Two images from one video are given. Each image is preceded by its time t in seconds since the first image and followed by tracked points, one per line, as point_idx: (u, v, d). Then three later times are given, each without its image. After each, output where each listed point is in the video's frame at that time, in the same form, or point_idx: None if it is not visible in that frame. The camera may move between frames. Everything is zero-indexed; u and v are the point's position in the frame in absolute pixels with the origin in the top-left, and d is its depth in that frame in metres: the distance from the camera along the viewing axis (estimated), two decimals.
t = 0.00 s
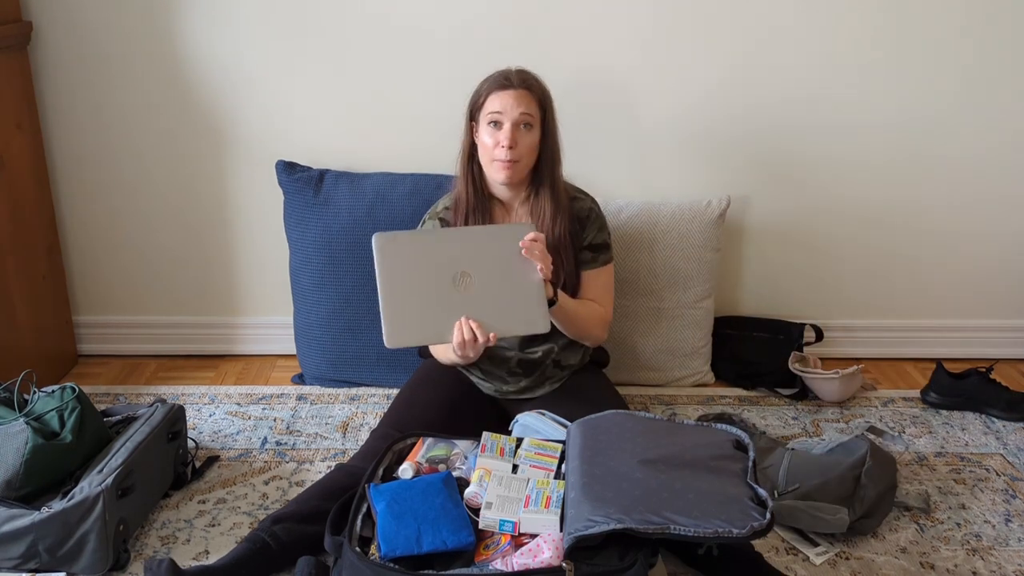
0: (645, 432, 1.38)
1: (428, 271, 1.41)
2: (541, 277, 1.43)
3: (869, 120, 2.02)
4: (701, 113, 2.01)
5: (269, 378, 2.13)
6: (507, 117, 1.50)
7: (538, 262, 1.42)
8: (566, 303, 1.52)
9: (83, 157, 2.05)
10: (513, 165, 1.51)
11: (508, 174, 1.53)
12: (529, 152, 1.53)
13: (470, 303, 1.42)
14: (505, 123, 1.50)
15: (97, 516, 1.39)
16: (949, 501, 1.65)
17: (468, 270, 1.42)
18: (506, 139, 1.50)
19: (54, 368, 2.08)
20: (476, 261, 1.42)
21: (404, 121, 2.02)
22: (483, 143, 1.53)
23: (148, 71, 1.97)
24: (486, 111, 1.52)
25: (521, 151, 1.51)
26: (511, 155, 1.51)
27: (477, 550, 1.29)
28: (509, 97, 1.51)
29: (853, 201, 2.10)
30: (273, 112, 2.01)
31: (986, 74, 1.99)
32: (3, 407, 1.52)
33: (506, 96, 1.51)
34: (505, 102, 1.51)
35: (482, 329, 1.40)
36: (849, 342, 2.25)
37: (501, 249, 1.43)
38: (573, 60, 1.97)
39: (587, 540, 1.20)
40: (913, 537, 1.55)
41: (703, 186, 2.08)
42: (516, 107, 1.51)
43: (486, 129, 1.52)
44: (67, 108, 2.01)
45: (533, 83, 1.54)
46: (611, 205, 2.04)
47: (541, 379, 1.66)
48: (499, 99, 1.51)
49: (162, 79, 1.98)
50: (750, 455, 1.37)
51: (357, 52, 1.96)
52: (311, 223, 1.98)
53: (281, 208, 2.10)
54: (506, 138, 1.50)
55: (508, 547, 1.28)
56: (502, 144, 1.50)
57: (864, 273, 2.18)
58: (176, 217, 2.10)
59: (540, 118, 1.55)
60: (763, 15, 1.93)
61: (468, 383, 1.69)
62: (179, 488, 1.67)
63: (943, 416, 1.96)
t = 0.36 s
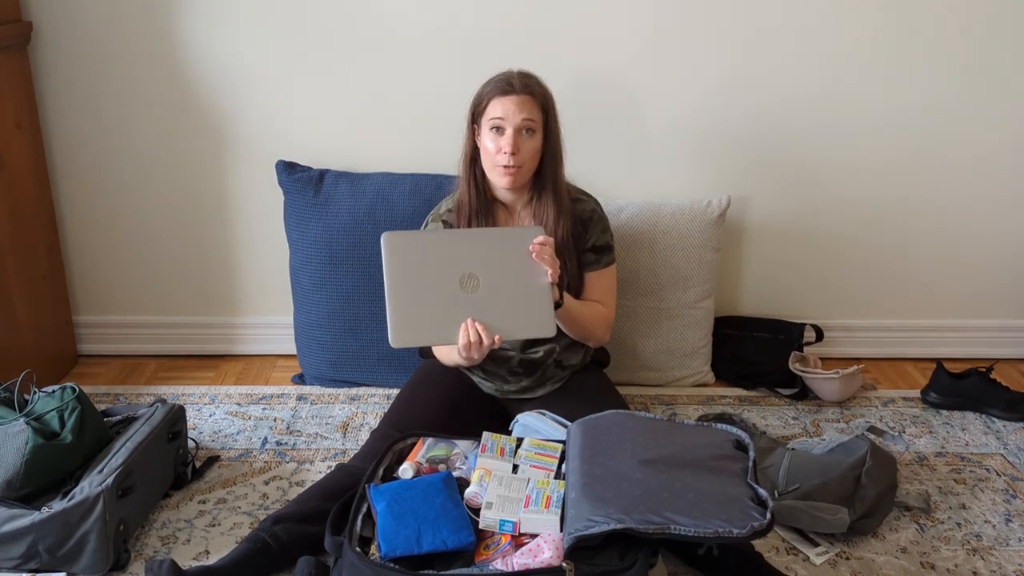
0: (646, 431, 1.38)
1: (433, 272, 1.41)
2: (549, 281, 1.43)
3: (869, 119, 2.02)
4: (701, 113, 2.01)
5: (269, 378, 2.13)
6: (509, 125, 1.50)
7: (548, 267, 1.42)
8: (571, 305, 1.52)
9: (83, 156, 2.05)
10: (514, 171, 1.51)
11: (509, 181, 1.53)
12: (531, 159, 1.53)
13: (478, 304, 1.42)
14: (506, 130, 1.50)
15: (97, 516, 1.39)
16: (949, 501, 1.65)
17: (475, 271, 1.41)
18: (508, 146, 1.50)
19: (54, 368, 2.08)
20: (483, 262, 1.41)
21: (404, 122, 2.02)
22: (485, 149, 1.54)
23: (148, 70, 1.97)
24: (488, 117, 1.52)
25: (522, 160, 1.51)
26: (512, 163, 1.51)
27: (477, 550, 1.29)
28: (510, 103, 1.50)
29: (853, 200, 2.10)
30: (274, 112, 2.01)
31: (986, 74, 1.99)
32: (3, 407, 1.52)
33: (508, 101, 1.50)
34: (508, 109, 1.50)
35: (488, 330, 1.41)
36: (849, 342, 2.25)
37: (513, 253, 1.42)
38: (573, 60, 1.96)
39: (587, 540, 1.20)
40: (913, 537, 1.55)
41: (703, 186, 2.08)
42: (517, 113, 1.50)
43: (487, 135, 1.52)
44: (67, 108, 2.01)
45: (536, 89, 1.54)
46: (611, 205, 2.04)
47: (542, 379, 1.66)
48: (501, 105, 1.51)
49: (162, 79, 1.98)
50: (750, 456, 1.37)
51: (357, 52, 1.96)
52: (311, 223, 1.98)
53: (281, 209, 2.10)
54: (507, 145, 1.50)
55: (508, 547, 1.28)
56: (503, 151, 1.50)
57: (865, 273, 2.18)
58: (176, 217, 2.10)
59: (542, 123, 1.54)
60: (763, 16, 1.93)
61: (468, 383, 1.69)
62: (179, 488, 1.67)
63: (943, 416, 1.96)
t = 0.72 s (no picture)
0: (646, 431, 1.38)
1: (434, 272, 1.41)
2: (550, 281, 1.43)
3: (869, 120, 2.02)
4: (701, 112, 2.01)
5: (269, 378, 2.13)
6: (512, 127, 1.50)
7: (549, 267, 1.42)
8: (572, 307, 1.52)
9: (83, 156, 2.05)
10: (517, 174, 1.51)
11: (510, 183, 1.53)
12: (534, 162, 1.53)
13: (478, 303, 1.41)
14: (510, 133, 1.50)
15: (97, 516, 1.39)
16: (949, 501, 1.65)
17: (475, 270, 1.41)
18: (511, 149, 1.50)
19: (54, 368, 2.08)
20: (483, 262, 1.41)
21: (405, 121, 2.02)
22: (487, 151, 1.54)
23: (148, 70, 1.97)
24: (490, 119, 1.52)
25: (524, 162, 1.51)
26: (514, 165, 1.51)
27: (478, 550, 1.29)
28: (514, 105, 1.50)
29: (853, 201, 2.10)
30: (274, 112, 2.01)
31: (986, 74, 1.99)
32: (3, 407, 1.52)
33: (511, 104, 1.50)
34: (512, 111, 1.50)
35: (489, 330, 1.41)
36: (849, 342, 2.25)
37: (513, 253, 1.42)
38: (573, 61, 1.97)
39: (587, 540, 1.20)
40: (913, 537, 1.55)
41: (703, 185, 2.08)
42: (520, 116, 1.50)
43: (490, 137, 1.52)
44: (67, 108, 2.01)
45: (539, 91, 1.53)
46: (611, 205, 2.04)
47: (542, 379, 1.66)
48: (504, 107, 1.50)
49: (162, 78, 1.98)
50: (750, 456, 1.37)
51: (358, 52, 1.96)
52: (311, 223, 1.98)
53: (281, 209, 2.10)
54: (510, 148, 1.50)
55: (508, 547, 1.28)
56: (506, 153, 1.50)
57: (865, 273, 2.18)
58: (176, 217, 2.10)
59: (545, 126, 1.54)
60: (762, 16, 1.93)
61: (468, 383, 1.69)
62: (179, 488, 1.67)
63: (943, 416, 1.96)
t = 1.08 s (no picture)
0: (645, 431, 1.39)
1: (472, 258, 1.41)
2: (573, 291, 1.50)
3: (869, 120, 2.02)
4: (700, 111, 2.01)
5: (269, 378, 2.13)
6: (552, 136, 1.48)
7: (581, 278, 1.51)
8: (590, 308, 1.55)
9: (84, 156, 2.05)
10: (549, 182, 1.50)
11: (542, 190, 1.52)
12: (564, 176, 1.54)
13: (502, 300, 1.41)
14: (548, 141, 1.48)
15: (97, 516, 1.39)
16: (949, 501, 1.65)
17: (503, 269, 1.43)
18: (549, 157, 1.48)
19: (54, 368, 2.08)
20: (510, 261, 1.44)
21: (405, 121, 2.02)
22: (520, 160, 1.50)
23: (149, 70, 1.97)
24: (524, 125, 1.47)
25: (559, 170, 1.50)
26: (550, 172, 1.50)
27: (477, 550, 1.29)
28: (548, 113, 1.48)
29: (853, 201, 2.10)
30: (274, 112, 2.01)
31: (986, 74, 1.99)
32: (3, 407, 1.52)
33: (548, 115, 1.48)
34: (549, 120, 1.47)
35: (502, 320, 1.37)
36: (849, 342, 2.25)
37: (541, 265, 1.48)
38: (573, 61, 1.97)
39: (587, 540, 1.20)
40: (913, 537, 1.55)
41: (702, 185, 2.08)
42: (555, 125, 1.48)
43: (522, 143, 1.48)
44: (68, 108, 2.01)
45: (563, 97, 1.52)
46: (611, 205, 2.04)
47: (543, 379, 1.66)
48: (541, 115, 1.47)
49: (162, 78, 1.98)
50: (750, 456, 1.37)
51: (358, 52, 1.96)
52: (311, 222, 1.98)
53: (280, 209, 2.10)
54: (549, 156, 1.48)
55: (508, 547, 1.28)
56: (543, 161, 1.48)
57: (865, 273, 2.18)
58: (176, 217, 2.10)
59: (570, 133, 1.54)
60: (762, 16, 1.93)
61: (468, 383, 1.69)
62: (179, 488, 1.67)
63: (943, 416, 1.96)
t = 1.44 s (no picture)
0: (645, 431, 1.39)
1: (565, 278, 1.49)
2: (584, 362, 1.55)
3: (869, 121, 2.03)
4: (700, 112, 2.01)
5: (270, 378, 2.13)
6: (573, 135, 1.44)
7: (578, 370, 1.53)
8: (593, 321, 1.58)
9: (84, 156, 2.05)
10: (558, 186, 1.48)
11: (565, 189, 1.49)
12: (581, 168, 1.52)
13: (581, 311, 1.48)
14: (569, 141, 1.44)
15: (97, 516, 1.39)
16: (949, 501, 1.65)
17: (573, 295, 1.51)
18: (572, 156, 1.45)
19: (54, 368, 2.08)
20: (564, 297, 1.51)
21: (404, 121, 2.02)
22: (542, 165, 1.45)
23: (148, 70, 1.97)
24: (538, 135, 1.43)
25: (579, 165, 1.48)
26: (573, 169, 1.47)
27: (478, 550, 1.29)
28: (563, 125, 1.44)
29: (852, 201, 2.10)
30: (273, 112, 2.01)
31: (986, 74, 1.99)
32: (3, 407, 1.52)
33: (565, 116, 1.43)
34: (568, 121, 1.44)
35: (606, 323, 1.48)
36: (849, 342, 2.25)
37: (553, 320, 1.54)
38: (573, 61, 1.97)
39: (587, 540, 1.20)
40: (913, 537, 1.55)
41: (702, 185, 2.08)
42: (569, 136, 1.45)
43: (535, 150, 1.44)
44: (67, 108, 2.01)
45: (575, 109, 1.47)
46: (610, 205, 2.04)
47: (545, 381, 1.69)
48: (560, 116, 1.43)
49: (161, 79, 1.98)
50: (750, 456, 1.38)
51: (357, 52, 1.96)
52: (311, 223, 1.98)
53: (280, 209, 2.10)
54: (572, 155, 1.45)
55: (508, 547, 1.28)
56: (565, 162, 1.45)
57: (865, 274, 2.18)
58: (176, 217, 2.10)
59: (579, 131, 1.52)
60: (762, 16, 1.93)
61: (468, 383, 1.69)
62: (179, 488, 1.67)
63: (943, 416, 1.97)
